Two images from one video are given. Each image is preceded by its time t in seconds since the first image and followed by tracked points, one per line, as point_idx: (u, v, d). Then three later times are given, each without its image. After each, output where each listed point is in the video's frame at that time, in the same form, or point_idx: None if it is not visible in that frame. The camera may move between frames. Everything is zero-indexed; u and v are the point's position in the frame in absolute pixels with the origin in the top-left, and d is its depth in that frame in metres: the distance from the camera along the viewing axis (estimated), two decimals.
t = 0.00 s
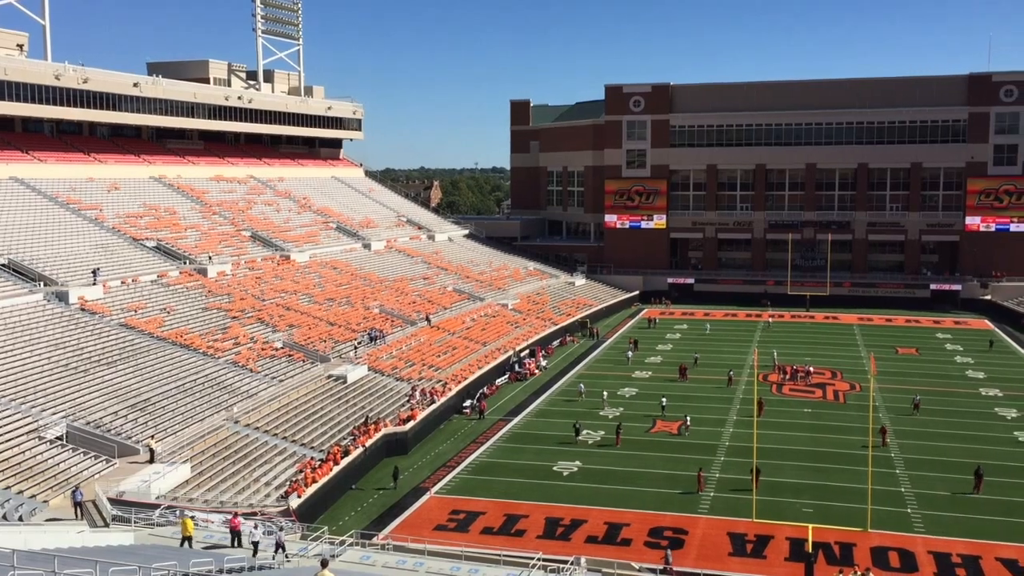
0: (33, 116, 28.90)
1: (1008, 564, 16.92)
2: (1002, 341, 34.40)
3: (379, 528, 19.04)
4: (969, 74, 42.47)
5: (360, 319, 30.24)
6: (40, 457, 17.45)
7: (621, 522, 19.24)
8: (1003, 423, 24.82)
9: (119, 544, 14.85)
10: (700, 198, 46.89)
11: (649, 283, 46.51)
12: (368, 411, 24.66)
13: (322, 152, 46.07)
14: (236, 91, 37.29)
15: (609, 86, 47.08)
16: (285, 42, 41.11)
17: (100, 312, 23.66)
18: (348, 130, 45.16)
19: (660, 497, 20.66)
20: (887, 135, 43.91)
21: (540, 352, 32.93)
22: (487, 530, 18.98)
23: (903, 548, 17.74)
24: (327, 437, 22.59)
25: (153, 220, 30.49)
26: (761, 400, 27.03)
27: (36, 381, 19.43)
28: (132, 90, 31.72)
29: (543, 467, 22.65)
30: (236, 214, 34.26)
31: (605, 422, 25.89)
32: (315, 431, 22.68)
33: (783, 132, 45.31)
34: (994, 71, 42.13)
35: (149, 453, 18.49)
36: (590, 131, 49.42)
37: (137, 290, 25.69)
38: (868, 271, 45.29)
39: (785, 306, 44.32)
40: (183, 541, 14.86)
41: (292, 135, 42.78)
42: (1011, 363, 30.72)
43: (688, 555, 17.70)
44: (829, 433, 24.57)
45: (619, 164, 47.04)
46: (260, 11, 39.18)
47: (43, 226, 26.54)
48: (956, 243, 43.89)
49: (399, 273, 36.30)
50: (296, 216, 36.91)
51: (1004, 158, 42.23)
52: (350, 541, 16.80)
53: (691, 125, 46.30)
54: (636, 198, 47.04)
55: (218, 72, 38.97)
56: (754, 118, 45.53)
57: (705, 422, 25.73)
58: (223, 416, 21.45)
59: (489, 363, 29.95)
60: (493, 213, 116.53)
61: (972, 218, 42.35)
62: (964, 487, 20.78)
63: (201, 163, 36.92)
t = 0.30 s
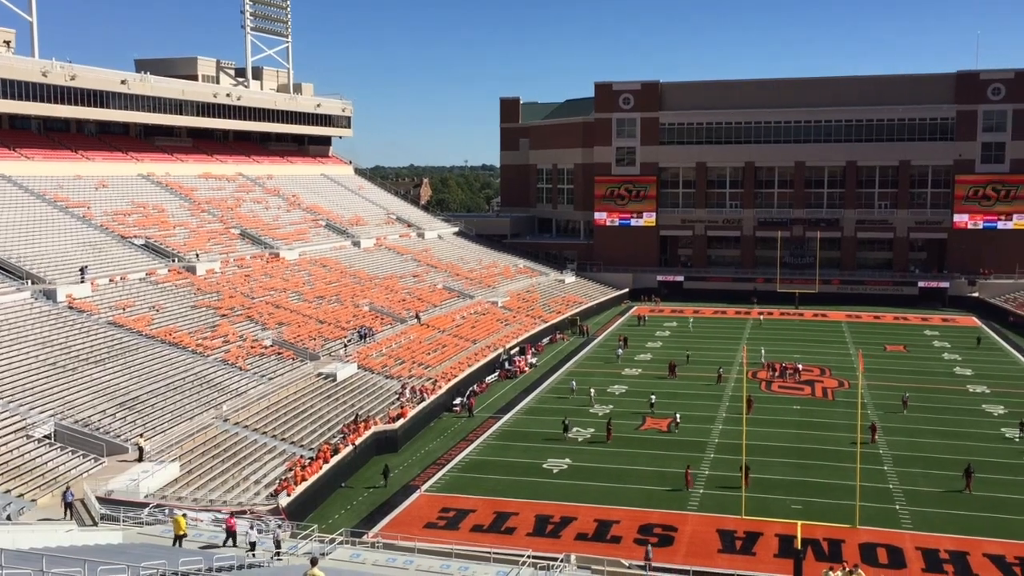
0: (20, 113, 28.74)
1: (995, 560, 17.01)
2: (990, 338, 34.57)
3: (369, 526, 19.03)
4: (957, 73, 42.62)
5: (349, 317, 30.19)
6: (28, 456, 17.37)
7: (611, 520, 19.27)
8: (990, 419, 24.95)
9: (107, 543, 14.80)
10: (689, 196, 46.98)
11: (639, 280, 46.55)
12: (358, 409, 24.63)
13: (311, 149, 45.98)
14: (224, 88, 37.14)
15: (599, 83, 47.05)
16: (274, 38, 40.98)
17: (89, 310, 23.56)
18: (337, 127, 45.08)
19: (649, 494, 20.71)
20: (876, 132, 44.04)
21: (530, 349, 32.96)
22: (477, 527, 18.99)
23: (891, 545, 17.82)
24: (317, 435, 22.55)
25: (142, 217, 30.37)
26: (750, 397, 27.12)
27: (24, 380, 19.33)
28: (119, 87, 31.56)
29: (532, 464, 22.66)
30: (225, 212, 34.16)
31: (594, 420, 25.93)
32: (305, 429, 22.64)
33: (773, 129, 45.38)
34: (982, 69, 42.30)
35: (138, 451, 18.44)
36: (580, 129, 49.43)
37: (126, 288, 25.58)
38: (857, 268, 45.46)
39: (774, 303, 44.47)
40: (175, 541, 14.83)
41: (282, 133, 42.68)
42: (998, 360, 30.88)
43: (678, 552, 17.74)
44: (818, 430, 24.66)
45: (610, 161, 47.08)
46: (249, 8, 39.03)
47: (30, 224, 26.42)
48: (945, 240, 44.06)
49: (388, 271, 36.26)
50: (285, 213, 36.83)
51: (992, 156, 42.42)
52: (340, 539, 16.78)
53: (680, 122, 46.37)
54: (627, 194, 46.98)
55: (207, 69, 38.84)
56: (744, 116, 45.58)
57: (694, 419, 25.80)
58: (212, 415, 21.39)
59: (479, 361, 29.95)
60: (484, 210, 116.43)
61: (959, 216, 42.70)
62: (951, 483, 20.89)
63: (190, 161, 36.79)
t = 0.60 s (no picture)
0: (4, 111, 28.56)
1: (980, 556, 17.11)
2: (975, 335, 34.76)
3: (357, 525, 18.98)
4: (943, 71, 42.80)
5: (337, 315, 30.12)
6: (13, 455, 17.26)
7: (599, 517, 19.29)
8: (976, 416, 25.10)
9: (92, 542, 14.71)
10: (677, 194, 47.09)
11: (627, 278, 46.56)
12: (346, 407, 24.58)
13: (298, 148, 45.87)
14: (211, 86, 36.95)
15: (586, 81, 47.18)
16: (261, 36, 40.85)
17: (74, 309, 23.43)
18: (324, 125, 44.98)
19: (636, 491, 20.75)
20: (862, 131, 44.22)
21: (518, 347, 32.97)
22: (465, 525, 18.98)
23: (877, 541, 17.90)
24: (305, 433, 22.49)
25: (127, 215, 30.23)
26: (738, 395, 27.19)
27: (9, 379, 19.22)
28: (105, 85, 31.38)
29: (521, 463, 22.66)
30: (212, 211, 34.03)
31: (582, 418, 25.97)
32: (292, 427, 22.58)
33: (760, 128, 45.48)
34: (967, 68, 42.52)
35: (124, 450, 18.37)
36: (568, 127, 49.52)
37: (112, 286, 25.45)
38: (844, 267, 45.68)
39: (761, 301, 44.63)
40: (165, 539, 14.74)
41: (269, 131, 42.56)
42: (984, 357, 31.06)
43: (666, 549, 17.76)
44: (805, 428, 24.74)
45: (597, 160, 47.19)
46: (235, 6, 38.89)
47: (15, 223, 26.27)
48: (930, 238, 44.29)
49: (376, 269, 36.21)
50: (272, 212, 36.73)
51: (977, 154, 42.73)
52: (327, 538, 16.72)
53: (668, 121, 46.49)
54: (613, 194, 46.81)
55: (193, 67, 38.68)
56: (731, 114, 45.66)
57: (681, 417, 25.85)
58: (199, 414, 21.32)
59: (468, 359, 29.92)
60: (472, 208, 116.33)
61: (944, 214, 42.86)
62: (937, 479, 21.02)
63: (176, 159, 36.65)
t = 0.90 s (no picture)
0: None
1: (966, 553, 17.21)
2: (960, 334, 34.95)
3: (345, 524, 18.93)
4: (927, 71, 43.00)
5: (324, 315, 30.04)
6: None
7: (587, 516, 19.31)
8: (961, 414, 25.24)
9: (78, 543, 14.62)
10: (664, 193, 47.20)
11: (614, 277, 46.51)
12: (333, 407, 24.51)
13: (285, 147, 45.74)
14: (197, 85, 36.75)
15: (573, 81, 47.08)
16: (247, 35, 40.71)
17: (59, 309, 23.29)
18: (311, 124, 44.87)
19: (624, 489, 20.78)
20: (848, 131, 44.41)
21: (506, 346, 32.97)
22: (453, 525, 18.95)
23: (863, 538, 17.99)
24: (292, 433, 22.41)
25: (113, 215, 30.07)
26: (725, 394, 27.24)
27: None
28: (90, 83, 31.18)
29: (508, 462, 22.66)
30: (198, 210, 33.89)
31: (570, 416, 25.98)
32: (279, 427, 22.49)
33: (747, 127, 45.60)
34: (952, 68, 42.73)
35: (110, 451, 18.26)
36: (556, 127, 49.54)
37: (97, 286, 25.31)
38: (830, 266, 45.89)
39: (748, 300, 44.76)
40: (150, 538, 14.65)
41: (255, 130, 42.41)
42: (968, 356, 31.24)
43: (653, 547, 17.79)
44: (791, 426, 24.82)
45: (585, 159, 47.22)
46: (221, 4, 38.72)
47: None
48: (916, 237, 44.52)
49: (363, 269, 36.12)
50: (259, 211, 36.60)
51: (961, 154, 42.93)
52: (314, 538, 16.65)
53: (655, 120, 46.57)
54: (602, 192, 47.11)
55: (178, 65, 38.52)
56: (718, 114, 45.74)
57: (669, 416, 25.90)
58: (185, 414, 21.21)
59: (455, 359, 29.89)
60: (460, 208, 116.18)
61: (929, 212, 43.15)
62: (922, 477, 21.13)
63: (162, 158, 36.48)
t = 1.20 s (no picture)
0: None
1: (954, 551, 17.29)
2: (948, 333, 35.09)
3: (335, 525, 18.90)
4: (915, 71, 43.16)
5: (313, 315, 29.99)
6: None
7: (577, 516, 19.33)
8: (949, 413, 25.36)
9: (66, 545, 14.56)
10: (653, 193, 47.26)
11: (604, 277, 46.61)
12: (322, 408, 24.45)
13: (274, 147, 45.64)
14: (185, 85, 36.63)
15: (562, 81, 47.09)
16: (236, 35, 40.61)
17: (46, 310, 23.19)
18: (300, 124, 44.79)
19: (613, 489, 20.81)
20: (836, 131, 44.55)
21: (496, 347, 32.97)
22: (443, 525, 18.94)
23: (852, 537, 18.05)
24: (281, 434, 22.35)
25: (100, 216, 29.95)
26: (714, 393, 27.30)
27: None
28: (77, 84, 31.03)
29: (498, 462, 22.66)
30: (186, 210, 33.78)
31: (560, 416, 26.00)
32: (268, 428, 22.44)
33: (735, 127, 45.70)
34: (939, 68, 42.91)
35: (98, 453, 18.19)
36: (545, 127, 49.56)
37: (85, 287, 25.19)
38: (819, 265, 46.04)
39: (737, 300, 44.87)
40: (139, 540, 14.60)
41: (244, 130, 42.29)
42: (955, 354, 31.39)
43: (643, 547, 17.82)
44: (780, 425, 24.88)
45: (574, 159, 47.25)
46: (209, 4, 38.60)
47: None
48: (904, 236, 44.69)
49: (353, 269, 36.07)
50: (248, 211, 36.51)
51: (949, 153, 43.11)
52: (304, 539, 16.61)
53: (644, 120, 46.62)
54: (591, 192, 47.16)
55: (166, 65, 38.39)
56: (707, 114, 45.81)
57: (659, 415, 25.94)
58: (173, 415, 21.14)
59: (445, 359, 29.85)
60: (450, 208, 116.09)
61: (917, 212, 43.38)
62: (910, 475, 21.23)
63: (150, 159, 36.34)
